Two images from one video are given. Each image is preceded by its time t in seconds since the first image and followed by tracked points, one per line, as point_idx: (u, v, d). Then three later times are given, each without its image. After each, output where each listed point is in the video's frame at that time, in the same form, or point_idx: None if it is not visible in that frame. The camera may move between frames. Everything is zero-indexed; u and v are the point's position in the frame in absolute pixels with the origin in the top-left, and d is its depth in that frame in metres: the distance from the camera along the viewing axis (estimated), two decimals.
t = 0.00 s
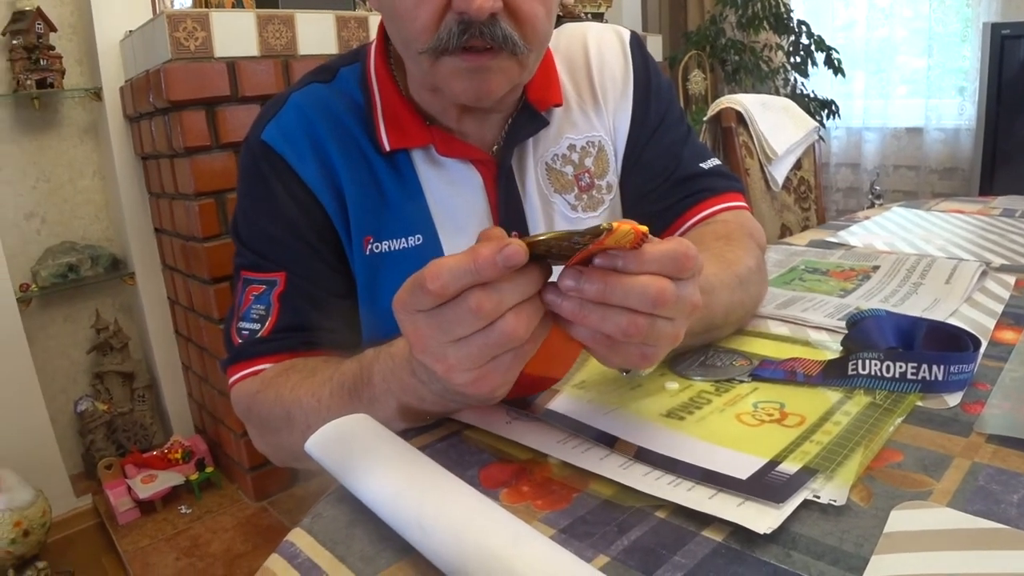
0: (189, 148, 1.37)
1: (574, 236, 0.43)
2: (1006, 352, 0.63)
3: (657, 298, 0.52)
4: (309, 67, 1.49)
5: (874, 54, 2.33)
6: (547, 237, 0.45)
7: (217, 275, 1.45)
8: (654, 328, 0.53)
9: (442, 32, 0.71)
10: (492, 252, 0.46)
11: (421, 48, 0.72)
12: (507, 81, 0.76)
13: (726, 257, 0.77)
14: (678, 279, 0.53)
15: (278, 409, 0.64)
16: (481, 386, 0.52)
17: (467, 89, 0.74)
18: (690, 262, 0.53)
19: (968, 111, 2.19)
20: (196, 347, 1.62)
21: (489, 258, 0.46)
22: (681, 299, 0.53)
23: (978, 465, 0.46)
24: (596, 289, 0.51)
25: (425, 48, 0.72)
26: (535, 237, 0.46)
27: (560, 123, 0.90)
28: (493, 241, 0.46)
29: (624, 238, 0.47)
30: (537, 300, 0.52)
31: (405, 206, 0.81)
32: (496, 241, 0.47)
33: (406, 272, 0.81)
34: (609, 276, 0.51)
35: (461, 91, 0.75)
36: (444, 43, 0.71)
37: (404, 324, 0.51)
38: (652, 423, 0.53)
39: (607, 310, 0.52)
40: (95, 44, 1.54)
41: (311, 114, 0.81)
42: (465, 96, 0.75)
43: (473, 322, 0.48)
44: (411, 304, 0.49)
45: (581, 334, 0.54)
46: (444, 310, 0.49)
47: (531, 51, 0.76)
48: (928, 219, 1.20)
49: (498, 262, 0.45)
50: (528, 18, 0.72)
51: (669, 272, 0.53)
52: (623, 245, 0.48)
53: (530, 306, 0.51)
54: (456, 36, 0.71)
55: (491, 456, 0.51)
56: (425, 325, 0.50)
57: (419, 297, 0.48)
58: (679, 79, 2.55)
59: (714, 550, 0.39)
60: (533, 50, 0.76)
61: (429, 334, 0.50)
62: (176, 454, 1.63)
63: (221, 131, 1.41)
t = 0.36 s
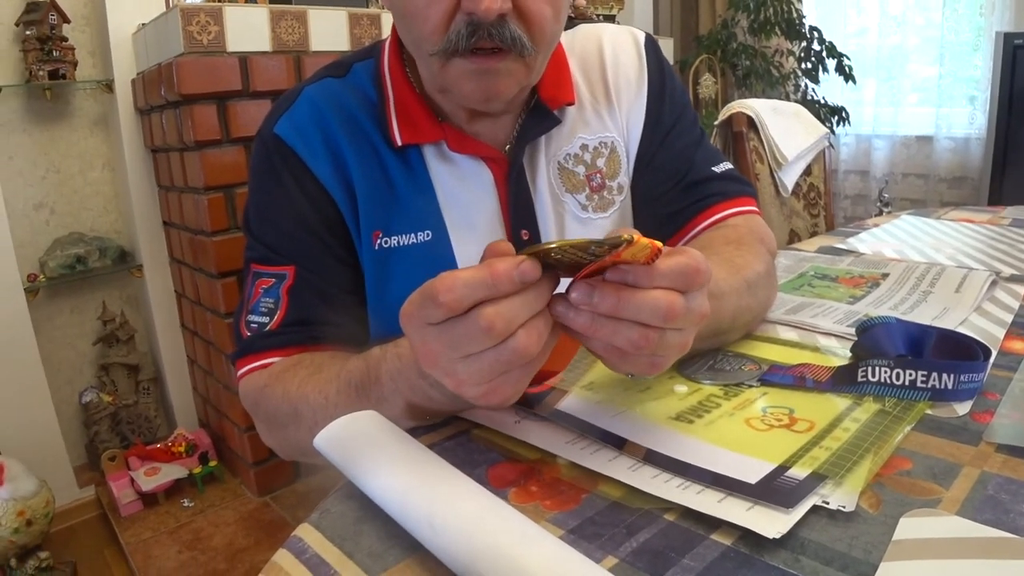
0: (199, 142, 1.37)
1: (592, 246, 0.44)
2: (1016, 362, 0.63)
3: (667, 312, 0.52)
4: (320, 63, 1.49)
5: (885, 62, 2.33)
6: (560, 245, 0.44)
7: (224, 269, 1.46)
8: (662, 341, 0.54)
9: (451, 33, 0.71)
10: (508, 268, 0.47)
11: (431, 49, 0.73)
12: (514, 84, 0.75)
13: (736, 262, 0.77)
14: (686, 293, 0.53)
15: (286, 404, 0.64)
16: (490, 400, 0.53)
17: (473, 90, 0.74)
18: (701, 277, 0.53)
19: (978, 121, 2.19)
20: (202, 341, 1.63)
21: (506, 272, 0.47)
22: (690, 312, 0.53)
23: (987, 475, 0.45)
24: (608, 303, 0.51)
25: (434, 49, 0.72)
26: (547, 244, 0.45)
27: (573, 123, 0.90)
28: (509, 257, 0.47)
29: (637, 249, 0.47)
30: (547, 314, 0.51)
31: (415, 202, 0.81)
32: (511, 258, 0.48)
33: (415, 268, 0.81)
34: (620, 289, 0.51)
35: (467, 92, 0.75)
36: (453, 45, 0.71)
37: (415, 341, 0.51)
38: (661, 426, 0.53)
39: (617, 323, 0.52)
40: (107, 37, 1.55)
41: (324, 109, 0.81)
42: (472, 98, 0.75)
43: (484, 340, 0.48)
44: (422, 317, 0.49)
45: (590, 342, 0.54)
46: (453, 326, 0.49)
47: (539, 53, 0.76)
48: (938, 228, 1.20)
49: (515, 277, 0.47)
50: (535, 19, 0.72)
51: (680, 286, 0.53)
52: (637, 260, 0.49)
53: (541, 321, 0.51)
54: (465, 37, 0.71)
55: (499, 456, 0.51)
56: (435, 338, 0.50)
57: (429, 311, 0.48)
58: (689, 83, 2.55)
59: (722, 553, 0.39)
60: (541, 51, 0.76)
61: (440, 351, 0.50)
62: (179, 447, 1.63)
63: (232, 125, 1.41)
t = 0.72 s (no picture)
0: (207, 138, 1.38)
1: (609, 258, 0.44)
2: None
3: (681, 320, 0.52)
4: (329, 60, 1.49)
5: (894, 66, 2.32)
6: (579, 258, 0.44)
7: (231, 265, 1.46)
8: (675, 348, 0.54)
9: (468, 36, 0.71)
10: (525, 279, 0.47)
11: (446, 52, 0.73)
12: (530, 86, 0.75)
13: (744, 265, 0.77)
14: (700, 301, 0.53)
15: (291, 401, 0.64)
16: (500, 408, 0.52)
17: (489, 91, 0.74)
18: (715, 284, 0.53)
19: (987, 126, 2.18)
20: (208, 337, 1.63)
21: (524, 283, 0.47)
22: (704, 319, 0.53)
23: (995, 481, 0.45)
24: (622, 312, 0.51)
25: (450, 52, 0.72)
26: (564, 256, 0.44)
27: (583, 122, 0.90)
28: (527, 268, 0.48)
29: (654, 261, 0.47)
30: (560, 324, 0.52)
31: (424, 199, 0.82)
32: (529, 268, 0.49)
33: (423, 265, 0.81)
34: (635, 298, 0.51)
35: (483, 93, 0.75)
36: (470, 48, 0.71)
37: (425, 345, 0.51)
38: (668, 428, 0.53)
39: (630, 331, 0.52)
40: (117, 32, 1.55)
41: (335, 105, 0.81)
42: (488, 99, 0.76)
43: (496, 352, 0.48)
44: (435, 324, 0.49)
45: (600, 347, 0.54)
46: (466, 336, 0.49)
47: (554, 55, 0.76)
48: (945, 233, 1.19)
49: (532, 288, 0.47)
50: (553, 22, 0.72)
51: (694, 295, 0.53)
52: (653, 271, 0.49)
53: (553, 332, 0.51)
54: (481, 41, 0.71)
55: (505, 455, 0.51)
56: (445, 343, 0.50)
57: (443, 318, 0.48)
58: (697, 85, 2.55)
59: (729, 556, 0.39)
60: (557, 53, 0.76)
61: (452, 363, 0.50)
62: (184, 442, 1.64)
63: (240, 122, 1.42)
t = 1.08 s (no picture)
0: (211, 141, 1.38)
1: (614, 262, 0.44)
2: None
3: (684, 324, 0.52)
4: (333, 63, 1.50)
5: (898, 66, 2.31)
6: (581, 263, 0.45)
7: (235, 267, 1.46)
8: (678, 352, 0.54)
9: (467, 41, 0.71)
10: (529, 282, 0.48)
11: (447, 56, 0.73)
12: (531, 88, 0.75)
13: (747, 266, 0.77)
14: (702, 306, 0.53)
15: (295, 403, 0.64)
16: (503, 412, 0.52)
17: (491, 93, 0.74)
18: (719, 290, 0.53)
19: (992, 125, 2.17)
20: (212, 339, 1.64)
21: (527, 286, 0.47)
22: (707, 322, 0.53)
23: (999, 481, 0.45)
24: (626, 316, 0.51)
25: (451, 56, 0.72)
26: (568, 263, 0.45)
27: (585, 124, 0.90)
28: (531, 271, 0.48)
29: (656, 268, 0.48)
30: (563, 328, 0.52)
31: (428, 201, 0.82)
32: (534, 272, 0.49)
33: (427, 265, 0.81)
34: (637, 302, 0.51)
35: (485, 96, 0.75)
36: (469, 52, 0.71)
37: (428, 348, 0.51)
38: (671, 429, 0.53)
39: (632, 335, 0.52)
40: (122, 36, 1.56)
41: (338, 107, 0.81)
42: (489, 102, 0.76)
43: (499, 356, 0.49)
44: (440, 327, 0.49)
45: (602, 350, 0.54)
46: (470, 340, 0.49)
47: (555, 58, 0.76)
48: (949, 233, 1.19)
49: (536, 292, 0.48)
50: (551, 24, 0.72)
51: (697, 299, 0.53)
52: (656, 277, 0.49)
53: (556, 337, 0.51)
54: (481, 45, 0.71)
55: (509, 457, 0.51)
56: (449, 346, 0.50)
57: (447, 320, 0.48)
58: (700, 86, 2.54)
59: (732, 557, 0.39)
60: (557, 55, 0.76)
61: (455, 367, 0.50)
62: (189, 444, 1.64)
63: (244, 125, 1.42)
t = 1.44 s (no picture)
0: (213, 146, 1.39)
1: (618, 269, 0.44)
2: None
3: (690, 329, 0.52)
4: (333, 66, 1.50)
5: (899, 62, 2.31)
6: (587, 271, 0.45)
7: (238, 272, 1.47)
8: (684, 355, 0.54)
9: (471, 35, 0.71)
10: (534, 292, 0.48)
11: (450, 50, 0.73)
12: (530, 81, 0.76)
13: (749, 265, 0.77)
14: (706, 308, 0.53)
15: (297, 401, 0.64)
16: (506, 420, 0.52)
17: (492, 87, 0.75)
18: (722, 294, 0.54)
19: (994, 120, 2.17)
20: (216, 344, 1.64)
21: (532, 296, 0.48)
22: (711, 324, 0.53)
23: (1003, 479, 0.45)
24: (631, 323, 0.51)
25: (454, 50, 0.73)
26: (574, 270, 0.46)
27: (587, 122, 0.90)
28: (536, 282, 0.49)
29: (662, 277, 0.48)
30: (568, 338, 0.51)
31: (429, 196, 0.82)
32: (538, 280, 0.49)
33: (428, 260, 0.81)
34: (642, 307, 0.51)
35: (487, 91, 0.75)
36: (473, 47, 0.72)
37: (432, 356, 0.51)
38: (673, 430, 0.53)
39: (638, 340, 0.52)
40: (123, 42, 1.57)
41: (340, 103, 0.82)
42: (492, 96, 0.76)
43: (502, 364, 0.48)
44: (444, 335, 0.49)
45: (609, 356, 0.54)
46: (473, 350, 0.49)
47: (556, 51, 0.76)
48: (952, 229, 1.19)
49: (541, 301, 0.48)
50: (552, 18, 0.72)
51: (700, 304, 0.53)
52: (661, 282, 0.49)
53: (561, 346, 0.51)
54: (484, 39, 0.71)
55: (510, 459, 0.51)
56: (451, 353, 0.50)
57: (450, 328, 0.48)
58: (702, 85, 2.54)
59: (734, 557, 0.39)
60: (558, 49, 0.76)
61: (457, 375, 0.50)
62: (194, 449, 1.64)
63: (245, 130, 1.42)
